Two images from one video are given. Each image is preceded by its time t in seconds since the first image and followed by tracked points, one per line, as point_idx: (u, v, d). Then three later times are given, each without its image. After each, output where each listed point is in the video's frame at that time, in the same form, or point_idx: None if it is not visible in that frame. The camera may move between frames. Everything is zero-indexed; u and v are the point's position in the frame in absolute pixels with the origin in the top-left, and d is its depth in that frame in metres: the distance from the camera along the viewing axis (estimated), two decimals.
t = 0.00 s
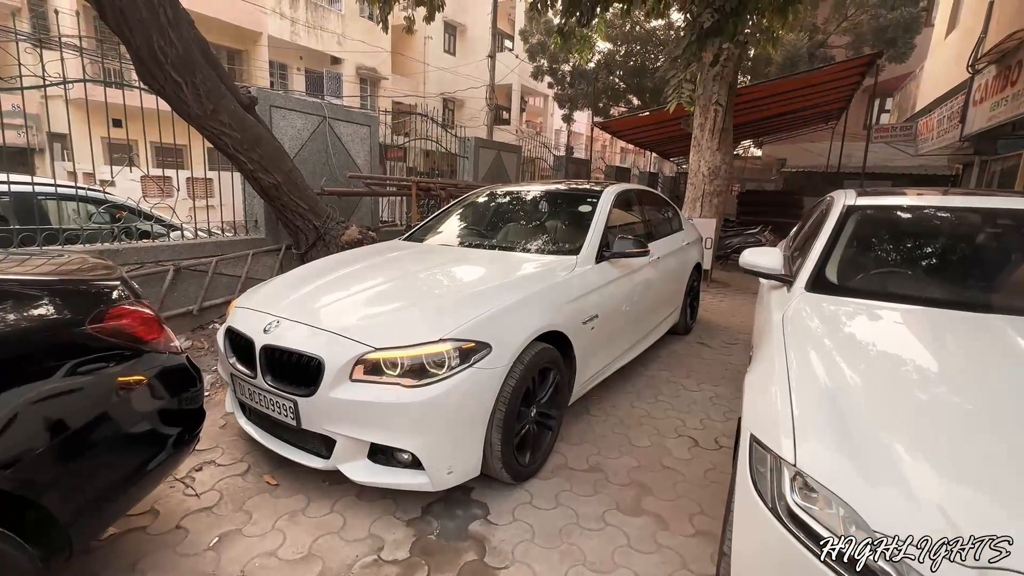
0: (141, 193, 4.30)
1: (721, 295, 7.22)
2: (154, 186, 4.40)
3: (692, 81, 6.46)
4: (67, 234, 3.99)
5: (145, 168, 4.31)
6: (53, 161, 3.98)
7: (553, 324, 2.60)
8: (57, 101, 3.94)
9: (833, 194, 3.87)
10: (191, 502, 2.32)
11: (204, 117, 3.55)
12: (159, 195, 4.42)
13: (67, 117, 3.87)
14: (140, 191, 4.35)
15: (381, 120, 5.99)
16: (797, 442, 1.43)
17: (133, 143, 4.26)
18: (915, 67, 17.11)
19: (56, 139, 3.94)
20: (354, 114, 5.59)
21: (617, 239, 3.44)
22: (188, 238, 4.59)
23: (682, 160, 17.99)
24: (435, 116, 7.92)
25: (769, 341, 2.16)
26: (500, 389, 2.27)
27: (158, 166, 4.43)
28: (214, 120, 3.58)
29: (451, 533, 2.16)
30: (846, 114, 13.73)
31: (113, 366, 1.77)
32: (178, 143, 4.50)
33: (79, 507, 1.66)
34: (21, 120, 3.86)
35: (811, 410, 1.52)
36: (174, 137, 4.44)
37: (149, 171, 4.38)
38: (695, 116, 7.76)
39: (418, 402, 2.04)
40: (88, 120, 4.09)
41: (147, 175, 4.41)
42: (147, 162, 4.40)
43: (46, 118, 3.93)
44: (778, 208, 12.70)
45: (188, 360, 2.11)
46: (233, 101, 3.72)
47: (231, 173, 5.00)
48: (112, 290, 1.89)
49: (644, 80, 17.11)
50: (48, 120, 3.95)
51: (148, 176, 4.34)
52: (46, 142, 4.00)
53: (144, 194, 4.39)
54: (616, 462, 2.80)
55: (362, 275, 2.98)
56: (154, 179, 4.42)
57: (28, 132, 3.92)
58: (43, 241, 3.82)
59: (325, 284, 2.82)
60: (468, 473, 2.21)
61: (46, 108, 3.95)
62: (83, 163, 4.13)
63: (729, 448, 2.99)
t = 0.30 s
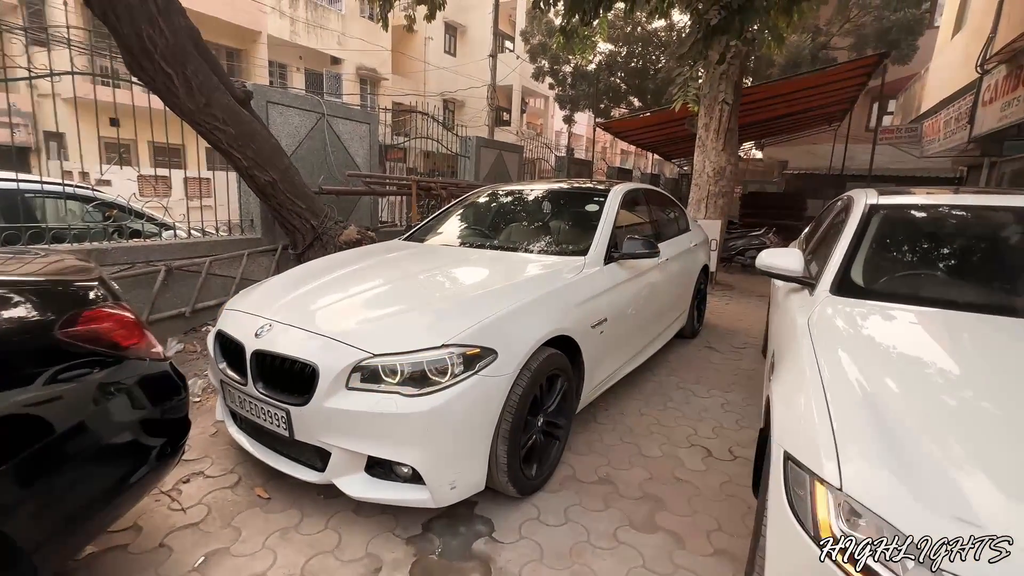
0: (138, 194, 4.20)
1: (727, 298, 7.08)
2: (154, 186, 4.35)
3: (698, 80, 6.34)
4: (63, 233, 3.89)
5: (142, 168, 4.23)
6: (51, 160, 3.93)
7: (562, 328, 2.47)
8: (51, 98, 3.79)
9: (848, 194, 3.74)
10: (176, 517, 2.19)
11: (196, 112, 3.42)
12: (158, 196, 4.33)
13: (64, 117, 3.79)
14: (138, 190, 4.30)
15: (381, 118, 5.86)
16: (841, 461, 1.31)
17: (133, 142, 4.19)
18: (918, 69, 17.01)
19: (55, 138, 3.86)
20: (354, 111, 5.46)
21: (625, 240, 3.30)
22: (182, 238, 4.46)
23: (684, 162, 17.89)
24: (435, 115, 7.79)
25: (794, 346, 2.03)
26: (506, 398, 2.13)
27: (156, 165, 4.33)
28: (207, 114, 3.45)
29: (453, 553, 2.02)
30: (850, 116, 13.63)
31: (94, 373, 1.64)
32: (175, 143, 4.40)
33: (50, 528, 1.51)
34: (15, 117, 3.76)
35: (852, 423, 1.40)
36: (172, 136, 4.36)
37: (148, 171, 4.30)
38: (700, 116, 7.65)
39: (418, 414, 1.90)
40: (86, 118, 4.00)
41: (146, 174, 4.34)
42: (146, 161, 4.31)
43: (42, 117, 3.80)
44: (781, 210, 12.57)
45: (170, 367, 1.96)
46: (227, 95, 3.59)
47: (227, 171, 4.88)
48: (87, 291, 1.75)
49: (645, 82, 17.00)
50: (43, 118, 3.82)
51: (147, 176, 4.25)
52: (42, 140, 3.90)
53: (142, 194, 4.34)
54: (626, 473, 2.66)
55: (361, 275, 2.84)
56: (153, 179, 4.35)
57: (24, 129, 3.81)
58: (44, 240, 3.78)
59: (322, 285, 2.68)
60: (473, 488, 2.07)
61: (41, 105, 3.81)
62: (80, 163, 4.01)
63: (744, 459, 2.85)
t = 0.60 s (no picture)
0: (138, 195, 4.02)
1: (735, 304, 6.92)
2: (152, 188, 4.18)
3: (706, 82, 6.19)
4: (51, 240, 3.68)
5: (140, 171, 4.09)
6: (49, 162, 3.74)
7: (573, 345, 2.33)
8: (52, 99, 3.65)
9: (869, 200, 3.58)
10: (160, 550, 2.04)
11: (188, 113, 3.28)
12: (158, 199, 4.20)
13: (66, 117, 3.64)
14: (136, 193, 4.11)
15: (382, 120, 5.73)
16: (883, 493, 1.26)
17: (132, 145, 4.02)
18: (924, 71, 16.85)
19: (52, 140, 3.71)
20: (354, 114, 5.33)
21: (637, 248, 3.15)
22: (176, 244, 4.31)
23: (687, 164, 17.74)
24: (437, 117, 7.64)
25: (828, 367, 1.90)
26: (516, 423, 1.99)
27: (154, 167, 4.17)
28: (199, 116, 3.31)
29: None
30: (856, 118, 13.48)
31: (72, 399, 1.51)
32: (177, 145, 4.36)
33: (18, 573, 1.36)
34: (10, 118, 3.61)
35: (906, 457, 1.32)
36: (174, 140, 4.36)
37: (147, 173, 4.14)
38: (707, 118, 7.50)
39: (421, 442, 1.75)
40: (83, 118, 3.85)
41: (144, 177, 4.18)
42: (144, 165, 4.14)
43: (38, 119, 3.63)
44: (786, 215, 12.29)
45: (152, 391, 1.80)
46: (221, 97, 3.45)
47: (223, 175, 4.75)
48: (58, 312, 1.59)
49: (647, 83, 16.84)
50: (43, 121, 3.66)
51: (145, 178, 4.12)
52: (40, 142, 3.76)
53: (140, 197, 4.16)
54: (641, 498, 2.51)
55: (361, 286, 2.70)
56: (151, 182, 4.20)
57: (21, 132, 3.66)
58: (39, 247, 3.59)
59: (320, 296, 2.54)
60: (480, 521, 1.92)
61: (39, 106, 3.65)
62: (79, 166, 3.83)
63: (765, 481, 2.70)
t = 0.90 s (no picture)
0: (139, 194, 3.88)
1: (748, 305, 6.74)
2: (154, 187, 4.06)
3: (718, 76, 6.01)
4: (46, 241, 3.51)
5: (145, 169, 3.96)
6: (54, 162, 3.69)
7: (588, 354, 2.19)
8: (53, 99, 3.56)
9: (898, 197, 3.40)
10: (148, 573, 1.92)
11: (182, 109, 3.15)
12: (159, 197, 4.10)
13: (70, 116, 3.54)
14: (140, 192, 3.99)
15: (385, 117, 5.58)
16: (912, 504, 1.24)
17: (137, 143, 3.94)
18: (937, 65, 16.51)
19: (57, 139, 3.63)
20: (357, 110, 5.19)
21: (653, 249, 3.00)
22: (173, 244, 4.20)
23: (694, 162, 17.51)
24: (442, 114, 7.48)
25: (868, 375, 1.77)
26: (528, 439, 1.85)
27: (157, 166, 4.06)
28: (194, 112, 3.19)
29: None
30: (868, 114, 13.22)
31: (51, 415, 1.40)
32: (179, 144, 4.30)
33: None
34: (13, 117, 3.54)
35: (969, 474, 1.19)
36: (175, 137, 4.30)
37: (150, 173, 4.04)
38: (718, 114, 7.31)
39: (425, 462, 1.62)
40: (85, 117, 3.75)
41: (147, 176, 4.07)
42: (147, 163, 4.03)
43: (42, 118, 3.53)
44: (796, 212, 12.09)
45: (134, 407, 1.64)
46: (217, 92, 3.32)
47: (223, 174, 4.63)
48: (29, 322, 1.46)
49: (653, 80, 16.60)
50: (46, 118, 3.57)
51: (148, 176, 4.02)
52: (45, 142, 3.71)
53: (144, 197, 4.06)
54: (658, 515, 2.36)
55: (362, 290, 2.56)
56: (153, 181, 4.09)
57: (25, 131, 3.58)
58: (49, 246, 3.49)
59: (319, 300, 2.40)
60: (490, 545, 1.78)
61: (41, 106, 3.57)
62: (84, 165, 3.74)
63: (790, 497, 2.54)
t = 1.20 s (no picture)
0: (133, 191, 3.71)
1: (761, 304, 6.53)
2: (156, 184, 3.95)
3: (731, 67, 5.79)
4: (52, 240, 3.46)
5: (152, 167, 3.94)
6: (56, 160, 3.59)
7: (599, 360, 2.02)
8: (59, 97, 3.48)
9: (928, 189, 3.19)
10: None
11: (170, 100, 3.02)
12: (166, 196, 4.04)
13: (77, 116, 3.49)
14: (142, 189, 3.85)
15: (387, 111, 5.42)
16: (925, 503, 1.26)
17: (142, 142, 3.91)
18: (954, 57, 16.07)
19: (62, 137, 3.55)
20: (357, 104, 5.05)
21: (667, 245, 2.83)
22: (168, 241, 4.05)
23: (703, 157, 17.23)
24: (446, 109, 7.31)
25: (911, 383, 1.60)
26: (535, 454, 1.70)
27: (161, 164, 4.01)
28: (182, 103, 3.05)
29: None
30: (882, 107, 12.89)
31: (9, 429, 1.26)
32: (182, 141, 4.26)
33: None
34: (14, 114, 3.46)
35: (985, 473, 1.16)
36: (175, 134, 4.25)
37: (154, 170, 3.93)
38: (730, 107, 7.08)
39: (421, 482, 1.47)
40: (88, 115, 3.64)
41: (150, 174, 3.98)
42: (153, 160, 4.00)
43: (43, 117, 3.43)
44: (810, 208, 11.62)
45: (99, 421, 1.51)
46: (208, 82, 3.19)
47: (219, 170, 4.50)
48: None
49: (661, 74, 16.31)
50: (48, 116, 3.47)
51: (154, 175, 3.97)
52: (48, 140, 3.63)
53: (146, 193, 3.92)
54: (675, 532, 2.19)
55: (358, 289, 2.41)
56: (154, 177, 3.99)
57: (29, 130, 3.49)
58: (37, 246, 3.33)
59: (312, 301, 2.25)
60: (493, 570, 1.63)
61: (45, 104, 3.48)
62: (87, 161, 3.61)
63: (817, 512, 2.36)
